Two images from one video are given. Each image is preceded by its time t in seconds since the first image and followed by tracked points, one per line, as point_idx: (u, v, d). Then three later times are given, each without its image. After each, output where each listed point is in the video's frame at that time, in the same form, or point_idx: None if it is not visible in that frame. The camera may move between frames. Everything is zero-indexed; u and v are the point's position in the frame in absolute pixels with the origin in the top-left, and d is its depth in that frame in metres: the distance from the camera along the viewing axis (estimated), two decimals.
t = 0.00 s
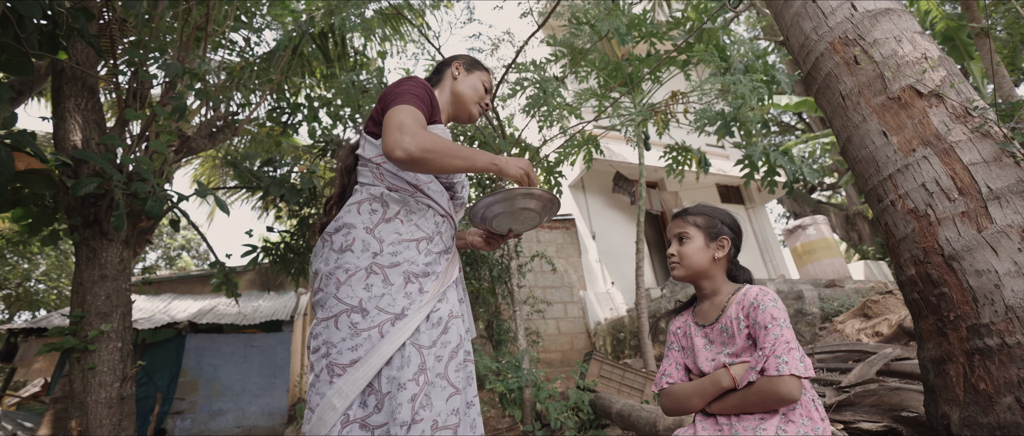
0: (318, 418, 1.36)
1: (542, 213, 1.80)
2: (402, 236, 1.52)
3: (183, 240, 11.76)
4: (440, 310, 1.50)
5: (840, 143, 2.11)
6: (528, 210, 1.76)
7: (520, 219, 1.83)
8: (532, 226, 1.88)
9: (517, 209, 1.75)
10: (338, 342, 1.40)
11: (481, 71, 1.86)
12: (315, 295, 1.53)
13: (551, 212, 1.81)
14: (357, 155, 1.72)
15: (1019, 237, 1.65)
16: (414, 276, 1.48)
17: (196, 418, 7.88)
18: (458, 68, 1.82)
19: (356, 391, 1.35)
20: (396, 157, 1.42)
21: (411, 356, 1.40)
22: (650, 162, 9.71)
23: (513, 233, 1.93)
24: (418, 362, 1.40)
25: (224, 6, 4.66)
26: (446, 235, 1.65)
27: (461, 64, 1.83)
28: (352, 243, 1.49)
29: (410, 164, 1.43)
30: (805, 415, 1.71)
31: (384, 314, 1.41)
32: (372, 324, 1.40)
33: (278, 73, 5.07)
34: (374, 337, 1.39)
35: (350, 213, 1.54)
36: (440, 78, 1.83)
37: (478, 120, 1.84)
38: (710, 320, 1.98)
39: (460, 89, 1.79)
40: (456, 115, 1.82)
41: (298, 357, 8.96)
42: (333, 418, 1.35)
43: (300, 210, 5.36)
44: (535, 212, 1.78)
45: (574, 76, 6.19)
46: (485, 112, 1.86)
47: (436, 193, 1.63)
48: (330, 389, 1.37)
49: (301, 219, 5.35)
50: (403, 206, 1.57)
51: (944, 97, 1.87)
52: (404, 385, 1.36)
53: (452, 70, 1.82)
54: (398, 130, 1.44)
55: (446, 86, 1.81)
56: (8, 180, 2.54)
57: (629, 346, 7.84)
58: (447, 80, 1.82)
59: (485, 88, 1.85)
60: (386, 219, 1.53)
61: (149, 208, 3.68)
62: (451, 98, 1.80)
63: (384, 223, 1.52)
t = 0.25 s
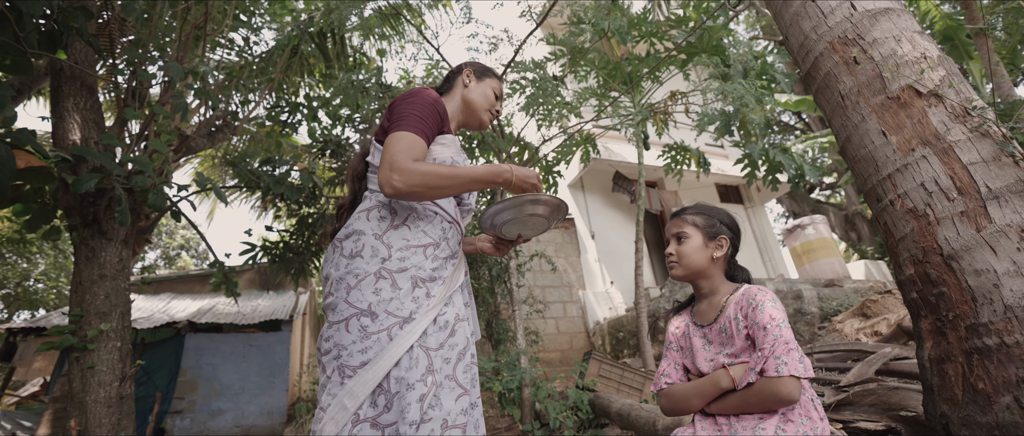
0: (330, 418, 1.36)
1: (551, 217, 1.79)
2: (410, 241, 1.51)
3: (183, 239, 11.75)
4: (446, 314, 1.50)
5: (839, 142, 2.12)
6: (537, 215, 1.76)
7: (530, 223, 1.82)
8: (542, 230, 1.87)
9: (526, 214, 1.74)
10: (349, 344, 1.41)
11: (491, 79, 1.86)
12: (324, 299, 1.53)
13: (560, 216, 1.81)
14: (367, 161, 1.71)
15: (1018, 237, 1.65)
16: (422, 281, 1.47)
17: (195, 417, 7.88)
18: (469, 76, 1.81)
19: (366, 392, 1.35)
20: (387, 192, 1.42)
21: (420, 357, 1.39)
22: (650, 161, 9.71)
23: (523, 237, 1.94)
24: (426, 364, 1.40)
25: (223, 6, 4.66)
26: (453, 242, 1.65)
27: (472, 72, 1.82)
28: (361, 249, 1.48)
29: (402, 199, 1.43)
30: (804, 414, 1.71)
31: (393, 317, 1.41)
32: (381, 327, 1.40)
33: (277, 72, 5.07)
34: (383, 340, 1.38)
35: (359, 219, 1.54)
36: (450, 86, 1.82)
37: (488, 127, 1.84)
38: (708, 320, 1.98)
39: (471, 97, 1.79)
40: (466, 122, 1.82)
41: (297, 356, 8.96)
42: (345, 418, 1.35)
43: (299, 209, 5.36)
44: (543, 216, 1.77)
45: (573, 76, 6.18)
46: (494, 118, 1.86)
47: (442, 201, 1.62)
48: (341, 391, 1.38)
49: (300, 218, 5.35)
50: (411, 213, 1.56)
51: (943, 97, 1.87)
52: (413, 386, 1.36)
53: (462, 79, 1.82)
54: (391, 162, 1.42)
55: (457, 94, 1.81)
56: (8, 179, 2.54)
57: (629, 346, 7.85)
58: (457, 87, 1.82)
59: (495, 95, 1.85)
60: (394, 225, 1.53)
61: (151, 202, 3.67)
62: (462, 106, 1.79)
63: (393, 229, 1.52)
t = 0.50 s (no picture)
0: (328, 421, 1.37)
1: (564, 231, 1.83)
2: (403, 249, 1.49)
3: (181, 237, 11.73)
4: (441, 320, 1.48)
5: (838, 141, 2.12)
6: (550, 229, 1.79)
7: (544, 237, 1.86)
8: (556, 244, 1.91)
9: (538, 228, 1.78)
10: (344, 349, 1.41)
11: (509, 87, 1.83)
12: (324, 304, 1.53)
13: (574, 231, 1.83)
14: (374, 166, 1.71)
15: (1015, 236, 1.65)
16: (414, 287, 1.46)
17: (193, 415, 7.88)
18: (485, 86, 1.79)
19: (361, 395, 1.35)
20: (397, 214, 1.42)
21: (413, 362, 1.38)
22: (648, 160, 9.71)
23: (538, 249, 1.98)
24: (419, 367, 1.39)
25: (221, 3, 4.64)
26: (450, 249, 1.62)
27: (488, 81, 1.80)
28: (356, 255, 1.48)
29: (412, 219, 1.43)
30: (802, 413, 1.72)
31: (385, 323, 1.39)
32: (374, 332, 1.38)
33: (276, 70, 5.06)
34: (375, 345, 1.37)
35: (356, 226, 1.53)
36: (466, 96, 1.81)
37: (505, 137, 1.82)
38: (703, 320, 1.98)
39: (487, 107, 1.77)
40: (482, 133, 1.81)
41: (295, 354, 8.96)
42: (341, 420, 1.36)
43: (297, 207, 5.35)
44: (556, 230, 1.80)
45: (572, 74, 6.17)
46: (512, 128, 1.84)
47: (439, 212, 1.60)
48: (338, 394, 1.38)
49: (298, 216, 5.34)
50: (407, 220, 1.54)
51: (941, 96, 1.87)
52: (406, 387, 1.35)
53: (479, 89, 1.80)
54: (402, 184, 1.41)
55: (472, 104, 1.79)
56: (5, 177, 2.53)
57: (627, 345, 7.86)
58: (474, 97, 1.80)
59: (513, 104, 1.82)
60: (389, 232, 1.51)
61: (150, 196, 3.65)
62: (478, 116, 1.77)
63: (387, 236, 1.50)
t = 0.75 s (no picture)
0: (302, 423, 1.39)
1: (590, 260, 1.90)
2: (383, 256, 1.46)
3: (175, 232, 11.70)
4: (417, 328, 1.43)
5: (833, 138, 2.13)
6: (575, 262, 1.86)
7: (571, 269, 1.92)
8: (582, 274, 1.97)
9: (565, 260, 1.84)
10: (320, 352, 1.41)
11: (534, 110, 1.79)
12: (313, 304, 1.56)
13: (598, 261, 1.93)
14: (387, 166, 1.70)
15: (1007, 233, 1.67)
16: (388, 295, 1.42)
17: (188, 411, 7.88)
18: (510, 110, 1.76)
19: (330, 399, 1.35)
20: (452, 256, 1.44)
21: (382, 369, 1.35)
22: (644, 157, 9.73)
23: (561, 281, 2.01)
24: (389, 375, 1.35)
25: None
26: (437, 258, 1.58)
27: (512, 104, 1.76)
28: (338, 257, 1.48)
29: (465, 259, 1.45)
30: (794, 408, 1.74)
31: (355, 329, 1.38)
32: (344, 338, 1.38)
33: (271, 64, 5.05)
34: (344, 351, 1.37)
35: (345, 229, 1.54)
36: (491, 119, 1.78)
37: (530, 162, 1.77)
38: (694, 314, 1.98)
39: (512, 131, 1.73)
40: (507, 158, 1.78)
41: (290, 350, 8.95)
42: (312, 423, 1.37)
43: (293, 202, 5.35)
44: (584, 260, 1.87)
45: (569, 69, 6.17)
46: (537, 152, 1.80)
47: (430, 227, 1.56)
48: (311, 397, 1.39)
49: (294, 211, 5.33)
50: (393, 227, 1.51)
51: (935, 94, 1.88)
52: (372, 391, 1.33)
53: (503, 112, 1.77)
54: (454, 230, 1.41)
55: (497, 128, 1.76)
56: None
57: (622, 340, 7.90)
58: (498, 120, 1.77)
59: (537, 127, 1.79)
60: (373, 237, 1.49)
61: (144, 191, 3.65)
62: (501, 141, 1.74)
63: (370, 241, 1.48)
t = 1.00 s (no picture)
0: (288, 416, 1.39)
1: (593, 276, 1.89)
2: (378, 254, 1.45)
3: (165, 225, 11.61)
4: (408, 326, 1.43)
5: (825, 134, 2.14)
6: (578, 277, 1.85)
7: (574, 283, 1.91)
8: (584, 288, 1.96)
9: (568, 277, 1.84)
10: (309, 346, 1.41)
11: (540, 121, 1.78)
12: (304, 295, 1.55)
13: (601, 276, 1.91)
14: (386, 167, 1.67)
15: (993, 229, 1.68)
16: (381, 293, 1.41)
17: (178, 404, 7.84)
18: (517, 122, 1.74)
19: (318, 393, 1.35)
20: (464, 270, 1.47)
21: (374, 365, 1.35)
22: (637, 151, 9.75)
23: (563, 294, 2.00)
24: (380, 370, 1.35)
25: None
26: (432, 257, 1.57)
27: (520, 116, 1.74)
28: (333, 252, 1.48)
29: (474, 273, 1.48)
30: (781, 399, 1.74)
31: (346, 326, 1.38)
32: (335, 334, 1.38)
33: (262, 56, 5.01)
34: (334, 347, 1.37)
35: (341, 223, 1.52)
36: (496, 130, 1.75)
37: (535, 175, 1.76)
38: (695, 299, 2.00)
39: (518, 144, 1.72)
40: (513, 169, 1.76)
41: (281, 343, 8.93)
42: (299, 417, 1.37)
43: (284, 195, 5.32)
44: (587, 277, 1.87)
45: (562, 63, 6.15)
46: (543, 165, 1.78)
47: (428, 229, 1.55)
48: (298, 391, 1.39)
49: (285, 204, 5.30)
50: (390, 225, 1.50)
51: (925, 90, 1.90)
52: (361, 386, 1.33)
53: (509, 123, 1.74)
54: (468, 248, 1.44)
55: (502, 139, 1.73)
56: None
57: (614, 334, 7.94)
58: (504, 130, 1.75)
59: (544, 138, 1.78)
60: (369, 234, 1.48)
61: (131, 187, 3.62)
62: (507, 152, 1.72)
63: (366, 238, 1.47)
